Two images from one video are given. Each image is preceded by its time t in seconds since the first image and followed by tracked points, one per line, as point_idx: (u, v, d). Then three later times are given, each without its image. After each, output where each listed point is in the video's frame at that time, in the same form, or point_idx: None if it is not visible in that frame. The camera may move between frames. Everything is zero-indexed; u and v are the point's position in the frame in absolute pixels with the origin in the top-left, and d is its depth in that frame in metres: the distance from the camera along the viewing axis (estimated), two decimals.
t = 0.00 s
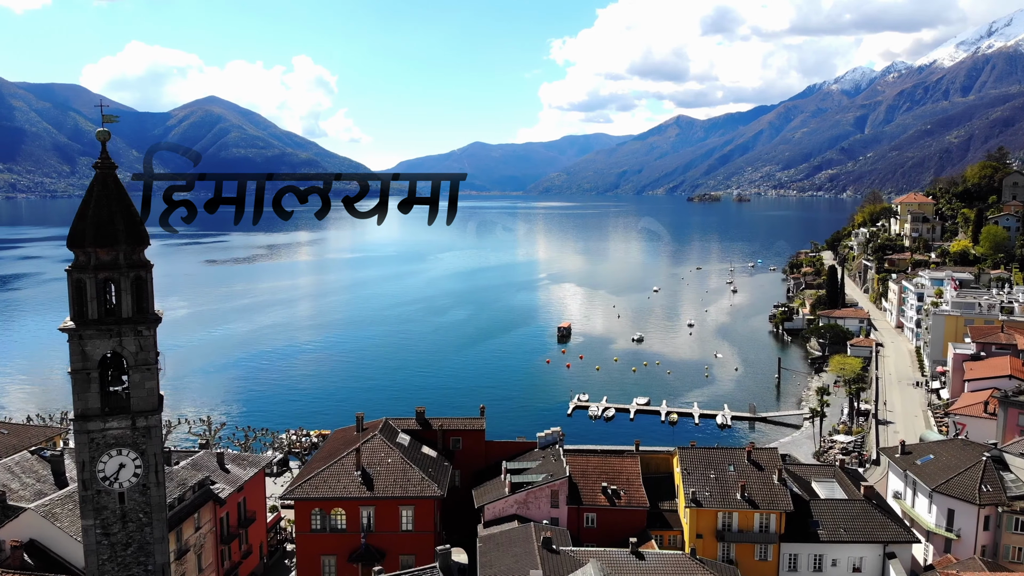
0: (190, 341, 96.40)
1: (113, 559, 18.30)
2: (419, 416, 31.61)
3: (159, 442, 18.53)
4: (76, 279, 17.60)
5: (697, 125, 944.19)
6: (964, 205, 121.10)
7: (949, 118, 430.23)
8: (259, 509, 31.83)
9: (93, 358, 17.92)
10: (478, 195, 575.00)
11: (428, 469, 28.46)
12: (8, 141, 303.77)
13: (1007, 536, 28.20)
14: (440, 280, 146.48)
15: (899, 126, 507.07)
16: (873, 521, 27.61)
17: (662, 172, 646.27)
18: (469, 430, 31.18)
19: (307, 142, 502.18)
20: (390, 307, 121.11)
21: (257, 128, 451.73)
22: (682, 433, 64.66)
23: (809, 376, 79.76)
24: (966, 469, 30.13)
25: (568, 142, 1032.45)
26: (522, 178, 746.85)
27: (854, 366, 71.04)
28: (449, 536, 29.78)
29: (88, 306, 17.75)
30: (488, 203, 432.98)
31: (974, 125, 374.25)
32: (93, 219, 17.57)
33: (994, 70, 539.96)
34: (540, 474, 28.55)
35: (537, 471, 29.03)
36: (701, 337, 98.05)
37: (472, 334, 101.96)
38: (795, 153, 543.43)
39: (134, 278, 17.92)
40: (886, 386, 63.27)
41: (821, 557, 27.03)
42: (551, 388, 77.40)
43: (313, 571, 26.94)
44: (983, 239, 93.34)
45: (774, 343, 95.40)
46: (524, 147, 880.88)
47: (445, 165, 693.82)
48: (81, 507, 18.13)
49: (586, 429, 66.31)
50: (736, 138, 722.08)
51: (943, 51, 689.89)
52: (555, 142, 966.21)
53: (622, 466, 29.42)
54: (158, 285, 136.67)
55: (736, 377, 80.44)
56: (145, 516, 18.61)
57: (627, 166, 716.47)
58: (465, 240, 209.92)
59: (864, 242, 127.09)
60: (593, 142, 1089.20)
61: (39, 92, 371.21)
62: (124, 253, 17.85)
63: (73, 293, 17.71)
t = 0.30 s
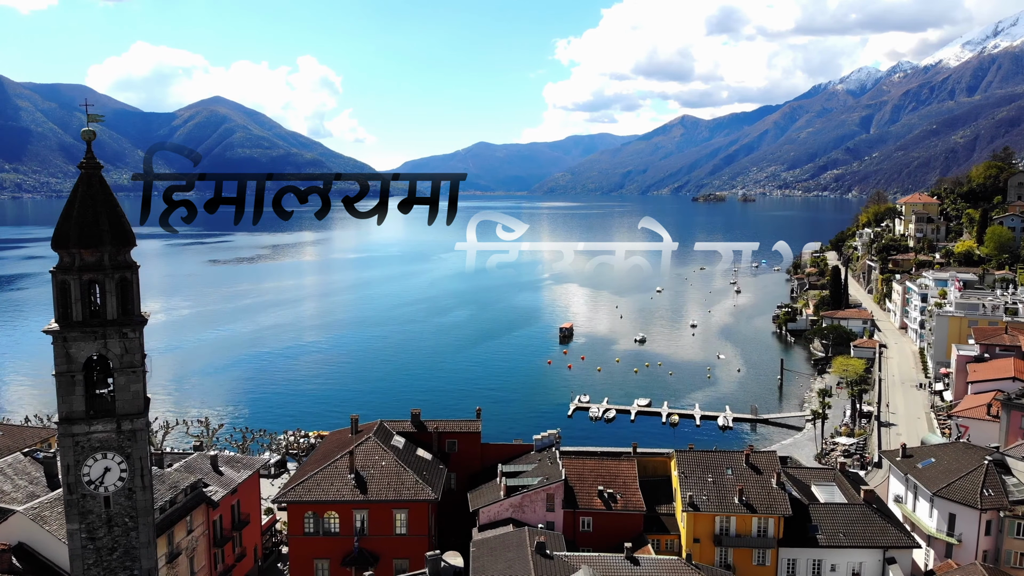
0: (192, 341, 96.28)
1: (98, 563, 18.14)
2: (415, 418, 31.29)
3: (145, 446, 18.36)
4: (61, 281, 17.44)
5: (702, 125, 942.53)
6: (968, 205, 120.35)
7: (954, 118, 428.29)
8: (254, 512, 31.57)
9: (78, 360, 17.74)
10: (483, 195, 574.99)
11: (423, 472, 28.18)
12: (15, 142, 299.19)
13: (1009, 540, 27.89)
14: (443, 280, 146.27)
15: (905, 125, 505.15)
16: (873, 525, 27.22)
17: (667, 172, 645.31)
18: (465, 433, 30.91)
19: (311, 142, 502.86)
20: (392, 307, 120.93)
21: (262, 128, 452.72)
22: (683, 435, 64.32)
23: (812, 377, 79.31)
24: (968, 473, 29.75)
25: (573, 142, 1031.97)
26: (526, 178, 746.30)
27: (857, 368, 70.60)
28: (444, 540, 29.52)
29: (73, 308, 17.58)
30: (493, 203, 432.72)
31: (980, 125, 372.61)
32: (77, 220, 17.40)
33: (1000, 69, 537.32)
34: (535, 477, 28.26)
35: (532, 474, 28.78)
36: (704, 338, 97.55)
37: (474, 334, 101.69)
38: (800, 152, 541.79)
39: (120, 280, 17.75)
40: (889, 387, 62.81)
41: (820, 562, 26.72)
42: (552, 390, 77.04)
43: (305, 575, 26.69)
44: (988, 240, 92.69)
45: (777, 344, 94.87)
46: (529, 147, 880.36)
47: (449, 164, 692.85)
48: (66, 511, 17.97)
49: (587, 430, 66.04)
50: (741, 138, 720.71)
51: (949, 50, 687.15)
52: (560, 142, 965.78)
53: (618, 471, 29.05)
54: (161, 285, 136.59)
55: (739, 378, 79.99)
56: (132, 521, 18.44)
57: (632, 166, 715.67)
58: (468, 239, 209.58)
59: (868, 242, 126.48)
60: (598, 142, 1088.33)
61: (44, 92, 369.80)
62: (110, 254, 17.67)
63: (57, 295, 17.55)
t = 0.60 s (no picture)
0: (193, 341, 96.11)
1: (86, 567, 18.00)
2: (410, 420, 31.10)
3: (132, 449, 18.19)
4: (47, 282, 17.30)
5: (707, 124, 941.33)
6: (973, 205, 119.75)
7: (960, 117, 426.86)
8: (249, 515, 31.33)
9: (64, 363, 17.59)
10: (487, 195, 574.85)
11: (418, 475, 27.94)
12: (19, 142, 294.00)
13: (1012, 545, 27.58)
14: (445, 280, 146.12)
15: (910, 126, 503.83)
16: (872, 529, 26.92)
17: (671, 172, 644.39)
18: (461, 434, 30.68)
19: (316, 142, 503.25)
20: (394, 307, 120.76)
21: (267, 128, 453.43)
22: (683, 436, 64.03)
23: (814, 378, 78.91)
24: (969, 476, 29.45)
25: (577, 142, 1031.22)
26: (531, 179, 745.26)
27: (860, 369, 70.23)
28: (441, 542, 29.32)
29: (59, 309, 17.41)
30: (497, 203, 432.60)
31: (985, 125, 371.26)
32: (63, 220, 17.26)
33: (1005, 69, 535.17)
34: (531, 481, 28.02)
35: (529, 477, 28.52)
36: (706, 339, 97.12)
37: (475, 334, 101.42)
38: (805, 152, 540.53)
39: (106, 281, 17.64)
40: (891, 389, 62.41)
41: (819, 566, 26.39)
42: (553, 390, 76.73)
43: None
44: (992, 240, 92.15)
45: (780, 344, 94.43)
46: (533, 146, 879.76)
47: (453, 164, 692.41)
48: (52, 515, 17.78)
49: (587, 432, 65.70)
50: (746, 138, 719.48)
51: (954, 49, 684.90)
52: (564, 142, 965.35)
53: (616, 473, 28.78)
54: (164, 285, 136.46)
55: (741, 379, 79.66)
56: (118, 525, 18.28)
57: (636, 166, 715.09)
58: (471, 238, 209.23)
59: (872, 242, 125.95)
60: (602, 142, 1087.53)
61: (48, 92, 368.99)
62: (96, 255, 17.53)
63: (43, 296, 17.40)
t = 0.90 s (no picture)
0: (194, 341, 96.04)
1: (72, 571, 17.79)
2: (405, 423, 30.81)
3: (118, 453, 18.00)
4: (30, 285, 17.12)
5: (712, 124, 939.74)
6: (977, 206, 119.11)
7: (966, 117, 425.27)
8: (243, 517, 31.15)
9: (48, 365, 17.39)
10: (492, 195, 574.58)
11: (412, 478, 27.66)
12: (26, 142, 293.45)
13: (1013, 551, 27.25)
14: (448, 280, 145.87)
15: (915, 126, 502.24)
16: (872, 535, 26.56)
17: (676, 172, 643.35)
18: (456, 437, 30.36)
19: (321, 142, 503.59)
20: (396, 307, 120.62)
21: (272, 129, 454.35)
22: (685, 438, 63.65)
23: (817, 379, 78.41)
24: (970, 480, 29.05)
25: (582, 142, 1030.28)
26: (535, 179, 744.50)
27: (864, 370, 69.73)
28: (436, 546, 29.05)
29: (43, 311, 17.24)
30: (501, 203, 432.25)
31: (991, 125, 369.82)
32: (47, 221, 17.07)
33: (1012, 69, 532.95)
34: (526, 484, 27.69)
35: (524, 480, 28.25)
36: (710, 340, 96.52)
37: (477, 334, 101.07)
38: (810, 152, 538.86)
39: (91, 282, 17.48)
40: (894, 391, 62.02)
41: (817, 571, 26.07)
42: (554, 391, 76.34)
43: None
44: (996, 240, 91.48)
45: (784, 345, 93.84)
46: (538, 146, 879.47)
47: (457, 164, 692.34)
48: (36, 520, 17.54)
49: (587, 433, 65.32)
50: (751, 138, 718.03)
51: (960, 49, 682.41)
52: (569, 142, 964.61)
53: (612, 476, 28.46)
54: (167, 284, 136.38)
55: (743, 380, 79.23)
56: (104, 529, 18.03)
57: (641, 166, 714.20)
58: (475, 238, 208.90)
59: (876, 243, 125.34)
60: (607, 141, 1086.16)
61: (53, 92, 369.57)
62: (79, 257, 17.36)
63: (26, 298, 17.23)
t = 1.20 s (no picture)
0: (194, 340, 95.94)
1: None
2: (401, 425, 30.58)
3: (104, 456, 17.80)
4: (15, 285, 16.96)
5: (717, 124, 937.94)
6: (982, 206, 118.39)
7: (971, 117, 423.57)
8: (238, 519, 30.95)
9: (33, 367, 17.23)
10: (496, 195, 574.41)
11: (407, 481, 27.41)
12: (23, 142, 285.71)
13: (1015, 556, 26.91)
14: (450, 280, 145.56)
15: (920, 126, 500.36)
16: (872, 539, 26.17)
17: (680, 172, 642.32)
18: (452, 439, 30.10)
19: (325, 142, 503.95)
20: (398, 307, 120.41)
21: (277, 129, 454.84)
22: (686, 439, 63.30)
23: (820, 380, 77.98)
24: (972, 484, 28.70)
25: (586, 142, 1029.89)
26: (539, 179, 744.61)
27: (866, 371, 69.32)
28: (431, 549, 28.81)
29: (28, 313, 17.06)
30: (505, 203, 431.96)
31: (996, 125, 368.28)
32: (32, 221, 16.95)
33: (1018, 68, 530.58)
34: (522, 487, 27.43)
35: (520, 483, 27.96)
36: (712, 341, 96.10)
37: (478, 335, 100.78)
38: (815, 152, 537.52)
39: (76, 284, 17.27)
40: (896, 392, 61.63)
41: None
42: (555, 392, 76.05)
43: None
44: (1001, 241, 90.80)
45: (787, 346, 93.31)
46: (542, 146, 878.92)
47: (462, 164, 692.23)
48: (22, 523, 17.34)
49: (588, 435, 64.95)
50: (756, 138, 716.45)
51: (965, 48, 680.23)
52: (574, 142, 964.07)
53: (608, 480, 28.15)
54: (170, 284, 136.35)
55: (746, 381, 78.86)
56: (90, 533, 17.80)
57: (645, 166, 713.53)
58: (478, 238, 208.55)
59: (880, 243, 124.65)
60: (612, 142, 1085.31)
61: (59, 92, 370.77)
62: (66, 258, 17.21)
63: (12, 299, 17.07)
